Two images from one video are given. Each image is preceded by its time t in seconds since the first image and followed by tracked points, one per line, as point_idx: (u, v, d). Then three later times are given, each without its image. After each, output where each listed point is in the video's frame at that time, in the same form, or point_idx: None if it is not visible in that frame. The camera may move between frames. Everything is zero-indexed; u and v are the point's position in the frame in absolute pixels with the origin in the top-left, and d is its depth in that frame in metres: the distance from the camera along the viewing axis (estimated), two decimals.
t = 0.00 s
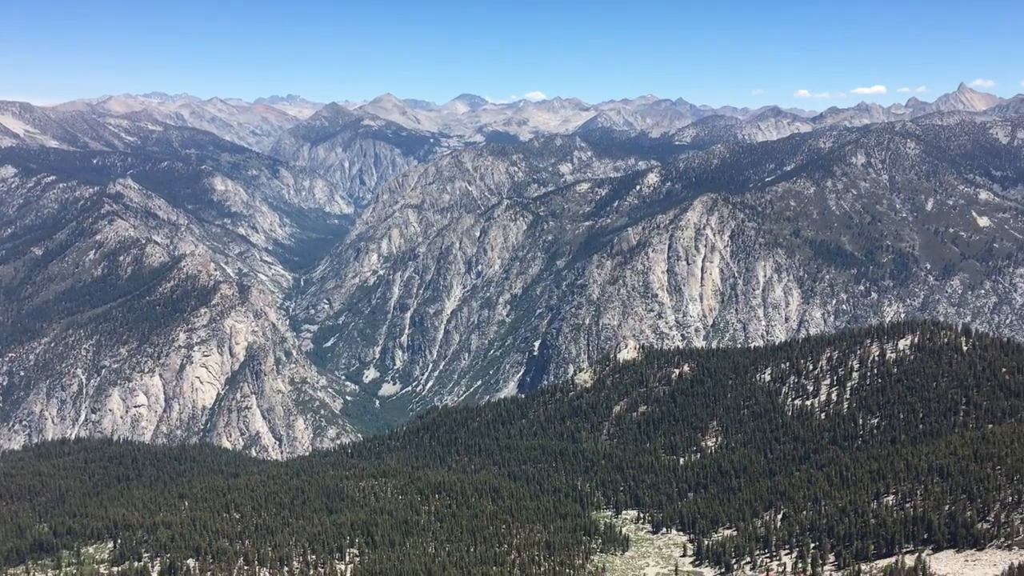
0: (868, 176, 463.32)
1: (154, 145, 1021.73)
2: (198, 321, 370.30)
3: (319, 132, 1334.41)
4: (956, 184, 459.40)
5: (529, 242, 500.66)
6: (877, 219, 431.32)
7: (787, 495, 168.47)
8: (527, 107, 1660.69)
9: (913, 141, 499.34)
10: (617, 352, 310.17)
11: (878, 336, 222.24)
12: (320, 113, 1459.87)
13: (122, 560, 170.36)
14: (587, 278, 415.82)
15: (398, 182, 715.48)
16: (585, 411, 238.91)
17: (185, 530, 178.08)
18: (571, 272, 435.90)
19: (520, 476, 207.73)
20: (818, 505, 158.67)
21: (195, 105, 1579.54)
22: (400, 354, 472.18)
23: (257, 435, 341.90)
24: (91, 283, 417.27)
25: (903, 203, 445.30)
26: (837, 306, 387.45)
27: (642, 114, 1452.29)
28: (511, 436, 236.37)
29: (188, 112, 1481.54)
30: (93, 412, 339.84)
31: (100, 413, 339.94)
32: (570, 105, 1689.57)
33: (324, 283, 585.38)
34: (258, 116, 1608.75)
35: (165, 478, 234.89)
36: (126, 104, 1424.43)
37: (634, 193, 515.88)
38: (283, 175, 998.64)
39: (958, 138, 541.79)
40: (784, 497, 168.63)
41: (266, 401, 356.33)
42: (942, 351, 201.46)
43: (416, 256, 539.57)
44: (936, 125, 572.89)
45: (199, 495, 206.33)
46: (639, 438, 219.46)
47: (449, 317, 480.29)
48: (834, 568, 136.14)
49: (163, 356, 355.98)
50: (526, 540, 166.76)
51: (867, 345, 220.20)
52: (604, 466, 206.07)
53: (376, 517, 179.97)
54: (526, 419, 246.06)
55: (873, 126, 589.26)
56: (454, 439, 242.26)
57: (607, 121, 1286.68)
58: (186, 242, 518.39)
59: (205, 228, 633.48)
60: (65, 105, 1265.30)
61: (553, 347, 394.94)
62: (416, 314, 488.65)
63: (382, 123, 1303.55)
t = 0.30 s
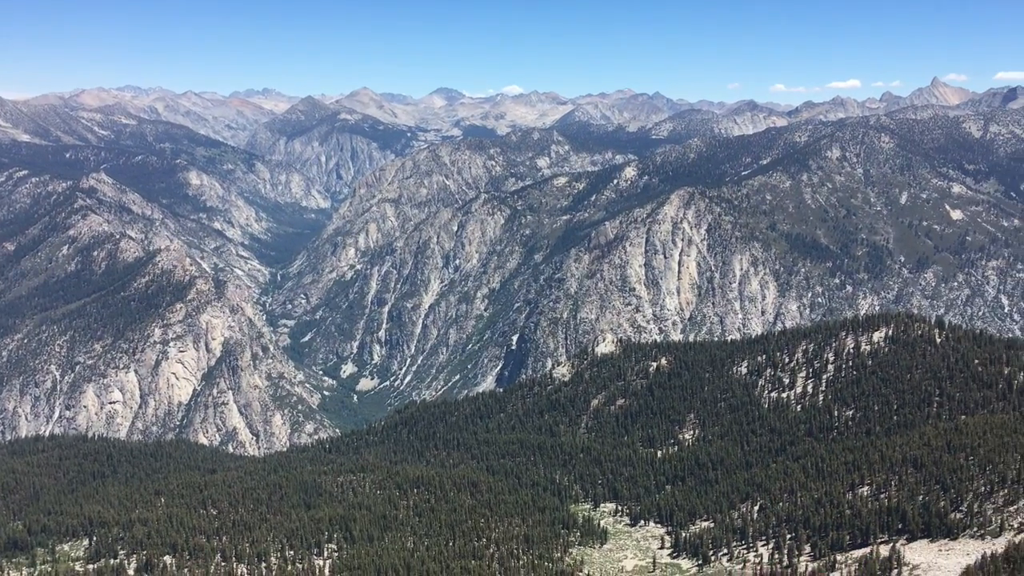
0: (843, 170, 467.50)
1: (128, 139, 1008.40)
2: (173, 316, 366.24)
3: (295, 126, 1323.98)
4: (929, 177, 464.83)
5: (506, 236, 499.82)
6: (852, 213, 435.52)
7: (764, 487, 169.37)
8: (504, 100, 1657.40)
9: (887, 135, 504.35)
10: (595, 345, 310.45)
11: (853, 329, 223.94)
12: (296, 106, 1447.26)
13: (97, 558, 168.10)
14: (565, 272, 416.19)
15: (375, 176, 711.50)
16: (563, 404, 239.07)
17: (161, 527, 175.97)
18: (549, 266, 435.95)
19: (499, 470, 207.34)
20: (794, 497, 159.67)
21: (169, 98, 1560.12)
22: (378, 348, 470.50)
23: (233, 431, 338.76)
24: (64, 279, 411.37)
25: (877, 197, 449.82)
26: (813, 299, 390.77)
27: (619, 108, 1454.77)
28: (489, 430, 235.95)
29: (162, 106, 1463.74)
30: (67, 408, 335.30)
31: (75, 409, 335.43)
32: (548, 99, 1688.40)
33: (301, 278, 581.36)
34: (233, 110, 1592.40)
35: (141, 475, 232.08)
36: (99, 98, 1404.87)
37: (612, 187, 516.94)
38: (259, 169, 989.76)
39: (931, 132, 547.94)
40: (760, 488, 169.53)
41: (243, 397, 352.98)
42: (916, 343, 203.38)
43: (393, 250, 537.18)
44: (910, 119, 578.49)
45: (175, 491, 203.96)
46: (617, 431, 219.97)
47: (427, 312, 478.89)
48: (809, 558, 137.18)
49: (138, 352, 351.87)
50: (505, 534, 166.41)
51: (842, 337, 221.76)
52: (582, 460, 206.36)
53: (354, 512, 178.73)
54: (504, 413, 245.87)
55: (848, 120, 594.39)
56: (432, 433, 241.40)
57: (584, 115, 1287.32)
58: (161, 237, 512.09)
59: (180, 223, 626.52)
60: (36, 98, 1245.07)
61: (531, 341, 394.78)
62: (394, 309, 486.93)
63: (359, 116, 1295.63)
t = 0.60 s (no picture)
0: (816, 168, 471.60)
1: (99, 133, 993.40)
2: (146, 313, 361.38)
3: (269, 121, 1312.13)
4: (901, 175, 470.62)
5: (482, 232, 498.30)
6: (826, 210, 439.66)
7: (738, 482, 170.28)
8: (480, 97, 1654.21)
9: (860, 132, 509.75)
10: (571, 342, 310.21)
11: (827, 325, 225.51)
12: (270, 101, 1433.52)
13: (69, 556, 165.33)
14: (541, 269, 416.04)
15: (350, 172, 706.75)
16: (539, 400, 238.91)
17: (135, 525, 173.26)
18: (525, 263, 435.50)
19: (475, 467, 206.66)
20: (767, 492, 160.70)
21: (141, 93, 1538.89)
22: (354, 345, 468.10)
23: (207, 428, 334.93)
24: (35, 275, 404.42)
25: (850, 194, 454.40)
26: (786, 295, 394.04)
27: (595, 105, 1457.58)
28: (465, 427, 235.11)
29: (135, 101, 1444.08)
30: (38, 406, 330.18)
31: (45, 407, 329.98)
32: (524, 95, 1687.15)
33: (276, 274, 576.35)
34: (207, 104, 1574.38)
35: (114, 473, 228.72)
36: (70, 92, 1383.26)
37: (588, 183, 517.90)
38: (233, 165, 979.89)
39: (903, 129, 554.79)
40: (734, 484, 170.42)
41: (217, 394, 348.80)
42: (888, 340, 205.53)
43: (369, 246, 533.96)
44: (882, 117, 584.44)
45: (149, 489, 201.00)
46: (593, 427, 220.12)
47: (403, 308, 476.84)
48: (783, 553, 138.09)
49: (111, 349, 347.00)
50: (481, 530, 165.85)
51: (815, 334, 223.23)
52: (558, 456, 206.29)
53: (329, 509, 177.17)
54: (480, 410, 245.28)
55: (822, 118, 599.92)
56: (408, 430, 240.15)
57: (560, 111, 1288.13)
58: (133, 233, 505.02)
59: (153, 219, 618.40)
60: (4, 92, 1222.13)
61: (506, 338, 394.21)
62: (370, 305, 484.49)
63: (334, 112, 1286.73)
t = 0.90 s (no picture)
0: (786, 171, 476.67)
1: (66, 130, 976.70)
2: (113, 313, 355.62)
3: (240, 119, 1298.78)
4: (869, 178, 477.16)
5: (454, 233, 496.48)
6: (795, 213, 444.36)
7: (707, 482, 171.23)
8: (453, 97, 1651.29)
9: (829, 136, 516.07)
10: (543, 342, 310.09)
11: (795, 327, 227.44)
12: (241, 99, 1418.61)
13: (33, 559, 161.75)
14: (513, 270, 415.83)
15: (322, 172, 701.49)
16: (511, 401, 238.63)
17: (101, 527, 169.98)
18: (497, 263, 434.85)
19: (446, 467, 205.58)
20: (737, 492, 161.74)
21: (109, 89, 1515.14)
22: (324, 345, 464.87)
23: (176, 429, 330.19)
24: None
25: (819, 196, 459.68)
26: (756, 297, 397.59)
27: (568, 106, 1461.68)
28: (437, 428, 234.07)
29: (103, 97, 1421.86)
30: (2, 406, 323.28)
31: (10, 408, 323.17)
32: (497, 96, 1686.47)
33: (246, 274, 570.47)
34: (177, 102, 1554.84)
35: (80, 475, 224.67)
36: (36, 88, 1358.96)
37: (560, 185, 518.73)
38: (202, 163, 968.57)
39: (871, 133, 562.44)
40: (704, 484, 171.28)
41: (186, 394, 343.96)
42: (856, 341, 208.02)
43: (340, 246, 530.20)
44: (850, 121, 592.01)
45: (115, 490, 197.51)
46: (564, 428, 220.23)
47: (374, 309, 474.11)
48: (752, 552, 138.93)
49: (77, 349, 340.95)
50: (452, 531, 165.07)
51: (785, 335, 225.04)
52: (529, 457, 206.13)
53: (299, 511, 175.19)
54: (451, 410, 244.40)
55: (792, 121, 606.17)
56: (379, 431, 238.70)
57: (533, 112, 1289.67)
58: (101, 231, 496.98)
59: (121, 217, 609.07)
60: None
61: (478, 338, 393.24)
62: (341, 306, 481.20)
63: (306, 111, 1276.60)
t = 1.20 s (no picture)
0: (760, 172, 480.77)
1: (35, 129, 960.72)
2: (85, 314, 350.50)
3: (213, 118, 1285.90)
4: (842, 180, 482.37)
5: (430, 233, 494.51)
6: (769, 213, 447.93)
7: (682, 482, 171.70)
8: (429, 97, 1647.65)
9: (803, 138, 521.10)
10: (519, 343, 309.72)
11: (769, 326, 229.01)
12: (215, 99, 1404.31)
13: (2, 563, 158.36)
14: (489, 270, 415.21)
15: (297, 172, 696.28)
16: (487, 402, 237.96)
17: (71, 530, 166.78)
18: (473, 264, 433.90)
19: (421, 468, 204.48)
20: (712, 491, 162.39)
21: (80, 88, 1493.46)
22: (299, 347, 461.52)
23: (149, 431, 325.67)
24: None
25: (793, 198, 463.83)
26: (731, 298, 400.43)
27: (544, 107, 1464.61)
28: (412, 428, 232.93)
29: (74, 96, 1400.92)
30: None
31: None
32: (473, 96, 1685.24)
33: (219, 275, 564.78)
34: (149, 101, 1536.20)
35: (50, 478, 220.70)
36: (5, 86, 1335.88)
37: (536, 185, 518.87)
38: (176, 163, 957.69)
39: (843, 135, 568.74)
40: (679, 483, 171.73)
41: (158, 396, 339.31)
42: (829, 341, 209.84)
43: (315, 246, 526.45)
44: (823, 122, 597.98)
45: (87, 493, 194.15)
46: (541, 428, 219.94)
47: (350, 309, 471.28)
48: (726, 551, 139.37)
49: (48, 350, 335.65)
50: (428, 532, 164.12)
51: (759, 335, 226.50)
52: (505, 457, 205.68)
53: (274, 512, 173.31)
54: (427, 411, 243.28)
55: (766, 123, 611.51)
56: (354, 432, 237.08)
57: (509, 113, 1289.89)
58: (72, 232, 489.52)
59: (92, 217, 600.27)
60: None
61: (454, 339, 392.12)
62: (316, 306, 477.88)
63: (280, 110, 1266.67)
